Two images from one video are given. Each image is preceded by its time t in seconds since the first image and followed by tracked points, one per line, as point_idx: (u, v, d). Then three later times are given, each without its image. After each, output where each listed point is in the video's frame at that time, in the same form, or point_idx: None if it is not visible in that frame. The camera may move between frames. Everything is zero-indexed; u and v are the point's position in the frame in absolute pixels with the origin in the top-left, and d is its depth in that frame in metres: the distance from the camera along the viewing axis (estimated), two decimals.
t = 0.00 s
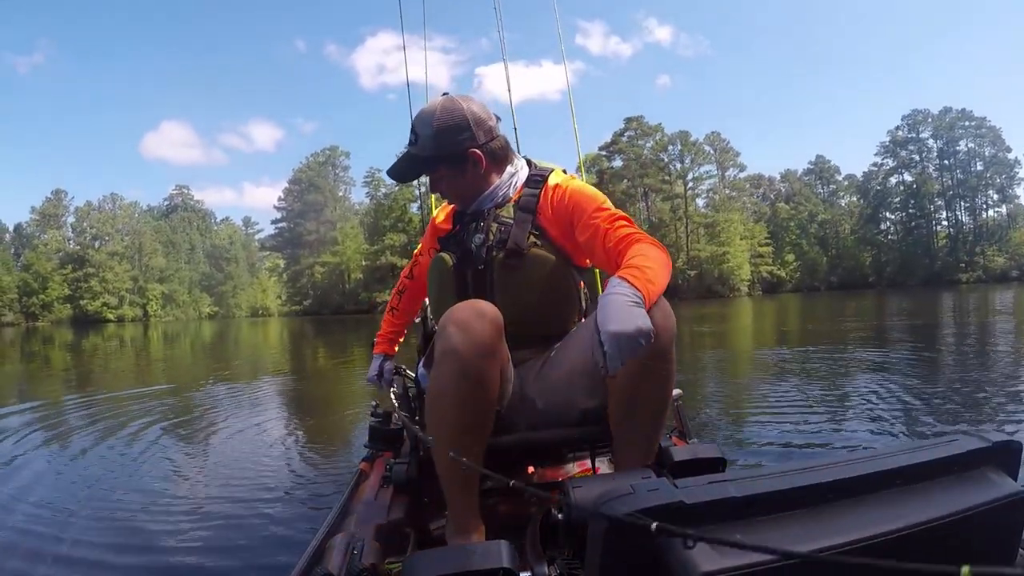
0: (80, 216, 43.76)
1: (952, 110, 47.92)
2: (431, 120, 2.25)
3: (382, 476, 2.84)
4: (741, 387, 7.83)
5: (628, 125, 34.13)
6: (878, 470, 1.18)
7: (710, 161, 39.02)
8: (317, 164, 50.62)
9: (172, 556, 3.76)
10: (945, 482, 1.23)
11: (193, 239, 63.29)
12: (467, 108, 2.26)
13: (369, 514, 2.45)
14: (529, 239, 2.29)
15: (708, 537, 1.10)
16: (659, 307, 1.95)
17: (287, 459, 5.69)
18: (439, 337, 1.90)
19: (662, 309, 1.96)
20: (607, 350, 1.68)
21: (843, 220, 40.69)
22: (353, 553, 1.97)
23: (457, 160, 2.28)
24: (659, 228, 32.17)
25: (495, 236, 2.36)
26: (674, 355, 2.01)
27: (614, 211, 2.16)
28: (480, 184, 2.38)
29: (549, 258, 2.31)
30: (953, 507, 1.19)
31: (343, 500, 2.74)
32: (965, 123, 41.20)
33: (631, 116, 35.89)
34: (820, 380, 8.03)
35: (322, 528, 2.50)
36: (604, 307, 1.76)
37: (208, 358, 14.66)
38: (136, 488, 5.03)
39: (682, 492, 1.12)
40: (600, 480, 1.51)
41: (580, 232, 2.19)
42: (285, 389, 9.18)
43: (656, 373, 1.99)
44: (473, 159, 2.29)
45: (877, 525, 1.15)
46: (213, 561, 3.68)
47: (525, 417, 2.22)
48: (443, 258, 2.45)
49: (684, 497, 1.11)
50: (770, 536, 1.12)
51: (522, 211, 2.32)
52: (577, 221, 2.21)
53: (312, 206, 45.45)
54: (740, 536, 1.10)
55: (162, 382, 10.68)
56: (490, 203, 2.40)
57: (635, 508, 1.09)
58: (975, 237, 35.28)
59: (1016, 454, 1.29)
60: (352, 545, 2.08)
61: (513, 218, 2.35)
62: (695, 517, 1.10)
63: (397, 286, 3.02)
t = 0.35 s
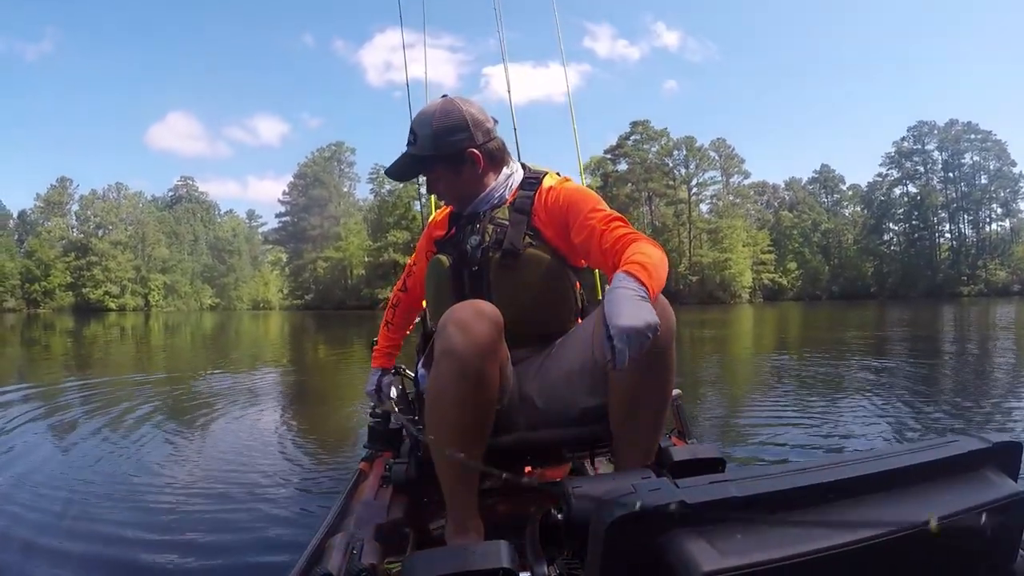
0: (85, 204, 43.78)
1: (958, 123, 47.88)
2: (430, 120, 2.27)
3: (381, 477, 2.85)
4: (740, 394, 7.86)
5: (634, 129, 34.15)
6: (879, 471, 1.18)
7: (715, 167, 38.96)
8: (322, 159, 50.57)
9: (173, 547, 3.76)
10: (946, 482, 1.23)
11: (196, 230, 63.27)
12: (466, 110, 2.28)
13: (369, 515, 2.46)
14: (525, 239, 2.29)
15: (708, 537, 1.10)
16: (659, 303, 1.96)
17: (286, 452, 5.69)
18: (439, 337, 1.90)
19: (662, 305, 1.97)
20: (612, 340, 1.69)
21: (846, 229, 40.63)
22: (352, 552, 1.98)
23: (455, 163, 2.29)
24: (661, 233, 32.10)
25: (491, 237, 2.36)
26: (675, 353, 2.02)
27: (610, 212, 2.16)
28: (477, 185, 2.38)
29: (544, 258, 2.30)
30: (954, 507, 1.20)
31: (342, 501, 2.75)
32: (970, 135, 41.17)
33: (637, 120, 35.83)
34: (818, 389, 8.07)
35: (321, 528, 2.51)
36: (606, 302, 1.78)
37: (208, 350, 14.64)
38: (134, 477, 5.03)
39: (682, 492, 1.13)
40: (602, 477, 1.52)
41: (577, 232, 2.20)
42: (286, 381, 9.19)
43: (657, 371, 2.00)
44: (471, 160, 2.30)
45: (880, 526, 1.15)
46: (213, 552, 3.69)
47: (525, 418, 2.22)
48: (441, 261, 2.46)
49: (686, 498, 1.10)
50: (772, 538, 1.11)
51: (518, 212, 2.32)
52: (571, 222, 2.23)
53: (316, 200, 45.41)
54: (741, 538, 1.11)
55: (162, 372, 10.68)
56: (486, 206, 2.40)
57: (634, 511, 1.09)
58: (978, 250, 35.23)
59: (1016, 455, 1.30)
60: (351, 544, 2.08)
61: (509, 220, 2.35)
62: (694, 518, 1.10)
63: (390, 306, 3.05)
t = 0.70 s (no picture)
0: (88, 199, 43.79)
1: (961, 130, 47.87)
2: (426, 120, 2.27)
3: (381, 476, 2.85)
4: (741, 397, 7.86)
5: (638, 132, 34.17)
6: (877, 468, 1.19)
7: (718, 171, 38.95)
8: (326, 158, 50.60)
9: (174, 541, 3.75)
10: (944, 479, 1.25)
11: (199, 227, 63.29)
12: (463, 110, 2.29)
13: (369, 513, 2.47)
14: (519, 238, 2.29)
15: (709, 537, 1.10)
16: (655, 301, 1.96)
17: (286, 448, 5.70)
18: (437, 335, 1.91)
19: (658, 303, 1.97)
20: (609, 336, 1.70)
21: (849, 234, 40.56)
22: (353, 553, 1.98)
23: (451, 162, 2.30)
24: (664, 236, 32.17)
25: (487, 237, 2.36)
26: (673, 353, 2.02)
27: (604, 211, 2.16)
28: (472, 184, 2.37)
29: (538, 257, 2.30)
30: (953, 506, 1.21)
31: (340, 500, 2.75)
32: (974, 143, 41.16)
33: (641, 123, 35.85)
34: (820, 393, 8.06)
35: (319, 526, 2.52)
36: (602, 299, 1.78)
37: (209, 346, 14.64)
38: (135, 470, 5.03)
39: (682, 492, 1.12)
40: (601, 478, 1.53)
41: (572, 233, 2.20)
42: (287, 378, 9.20)
43: (653, 370, 2.00)
44: (467, 158, 2.31)
45: (879, 524, 1.15)
46: (218, 547, 3.68)
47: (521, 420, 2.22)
48: (436, 261, 2.46)
49: (686, 496, 1.10)
50: (770, 539, 1.11)
51: (514, 211, 2.32)
52: (566, 222, 2.23)
53: (319, 198, 45.43)
54: (738, 537, 1.11)
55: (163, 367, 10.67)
56: (481, 205, 2.39)
57: (634, 510, 1.10)
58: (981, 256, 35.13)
59: (1014, 453, 1.32)
60: (351, 545, 2.08)
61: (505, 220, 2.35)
62: (691, 518, 1.10)
63: (401, 310, 3.07)
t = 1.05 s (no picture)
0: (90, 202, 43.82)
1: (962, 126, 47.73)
2: (425, 121, 2.28)
3: (380, 476, 2.86)
4: (744, 395, 7.84)
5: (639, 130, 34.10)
6: (877, 469, 1.19)
7: (720, 169, 38.87)
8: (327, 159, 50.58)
9: (177, 541, 3.75)
10: (943, 479, 1.24)
11: (201, 230, 63.29)
12: (462, 110, 2.29)
13: (368, 514, 2.47)
14: (519, 238, 2.29)
15: (707, 535, 1.10)
16: (657, 301, 1.96)
17: (289, 449, 5.70)
18: (436, 335, 1.90)
19: (660, 302, 1.97)
20: (609, 335, 1.71)
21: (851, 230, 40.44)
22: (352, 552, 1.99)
23: (452, 162, 2.31)
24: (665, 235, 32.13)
25: (485, 236, 2.36)
26: (674, 354, 2.02)
27: (603, 211, 2.16)
28: (470, 185, 2.38)
29: (537, 257, 2.30)
30: (952, 505, 1.20)
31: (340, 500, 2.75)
32: (975, 138, 41.02)
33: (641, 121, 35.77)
34: (823, 391, 8.04)
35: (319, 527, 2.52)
36: (605, 297, 1.79)
37: (213, 349, 14.67)
38: (139, 471, 5.04)
39: (681, 492, 1.12)
40: (600, 478, 1.53)
41: (570, 234, 2.20)
42: (290, 378, 9.22)
43: (654, 370, 2.00)
44: (468, 159, 2.32)
45: (879, 524, 1.15)
46: (220, 547, 3.68)
47: (522, 419, 2.22)
48: (434, 261, 2.45)
49: (686, 497, 1.10)
50: (770, 539, 1.11)
51: (514, 211, 2.32)
52: (565, 222, 2.23)
53: (321, 200, 45.41)
54: (736, 537, 1.11)
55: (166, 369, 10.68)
56: (480, 205, 2.39)
57: (632, 510, 1.10)
58: (982, 251, 35.06)
59: (1014, 454, 1.31)
60: (350, 546, 2.08)
61: (504, 219, 2.35)
62: (689, 518, 1.10)
63: (397, 315, 3.07)
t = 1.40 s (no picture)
0: (93, 207, 43.93)
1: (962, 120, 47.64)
2: (435, 117, 2.27)
3: (380, 477, 2.86)
4: (746, 392, 7.80)
5: (640, 128, 34.05)
6: (878, 469, 1.19)
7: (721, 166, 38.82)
8: (328, 161, 50.62)
9: (180, 543, 3.76)
10: (945, 479, 1.24)
11: (204, 233, 63.40)
12: (470, 108, 2.30)
13: (369, 513, 2.47)
14: (520, 238, 2.29)
15: (708, 535, 1.10)
16: (661, 299, 1.95)
17: (292, 450, 5.72)
18: (437, 335, 1.90)
19: (662, 301, 1.96)
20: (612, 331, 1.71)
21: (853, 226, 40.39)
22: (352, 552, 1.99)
23: (460, 157, 2.30)
24: (667, 233, 32.09)
25: (486, 236, 2.36)
26: (676, 354, 2.01)
27: (605, 212, 2.17)
28: (476, 185, 2.37)
29: (538, 256, 2.30)
30: (951, 506, 1.20)
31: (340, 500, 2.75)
32: (976, 132, 40.95)
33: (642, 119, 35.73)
34: (825, 387, 8.00)
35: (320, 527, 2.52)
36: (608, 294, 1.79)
37: (216, 351, 14.74)
38: (144, 473, 5.06)
39: (681, 492, 1.13)
40: (601, 478, 1.53)
41: (572, 234, 2.20)
42: (293, 379, 9.26)
43: (655, 370, 2.00)
44: (477, 155, 2.32)
45: (877, 523, 1.15)
46: (222, 549, 3.69)
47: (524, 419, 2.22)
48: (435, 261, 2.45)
49: (685, 496, 1.10)
50: (769, 539, 1.11)
51: (515, 211, 2.33)
52: (566, 223, 2.23)
53: (322, 202, 45.46)
54: (737, 537, 1.11)
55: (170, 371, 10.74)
56: (485, 204, 2.38)
57: (633, 510, 1.10)
58: (984, 246, 35.05)
59: (1014, 454, 1.31)
60: (350, 546, 2.08)
61: (504, 219, 2.36)
62: (689, 518, 1.10)
63: (396, 319, 3.06)
